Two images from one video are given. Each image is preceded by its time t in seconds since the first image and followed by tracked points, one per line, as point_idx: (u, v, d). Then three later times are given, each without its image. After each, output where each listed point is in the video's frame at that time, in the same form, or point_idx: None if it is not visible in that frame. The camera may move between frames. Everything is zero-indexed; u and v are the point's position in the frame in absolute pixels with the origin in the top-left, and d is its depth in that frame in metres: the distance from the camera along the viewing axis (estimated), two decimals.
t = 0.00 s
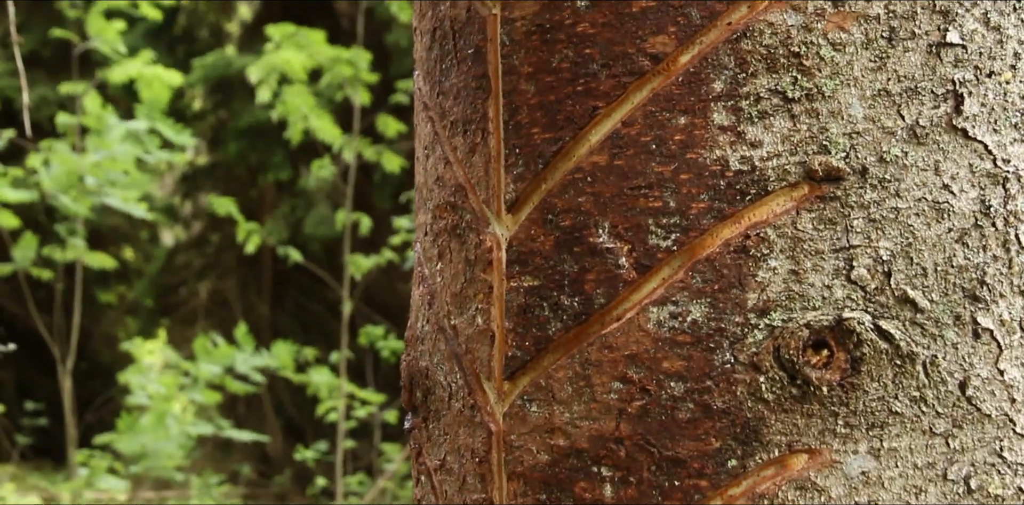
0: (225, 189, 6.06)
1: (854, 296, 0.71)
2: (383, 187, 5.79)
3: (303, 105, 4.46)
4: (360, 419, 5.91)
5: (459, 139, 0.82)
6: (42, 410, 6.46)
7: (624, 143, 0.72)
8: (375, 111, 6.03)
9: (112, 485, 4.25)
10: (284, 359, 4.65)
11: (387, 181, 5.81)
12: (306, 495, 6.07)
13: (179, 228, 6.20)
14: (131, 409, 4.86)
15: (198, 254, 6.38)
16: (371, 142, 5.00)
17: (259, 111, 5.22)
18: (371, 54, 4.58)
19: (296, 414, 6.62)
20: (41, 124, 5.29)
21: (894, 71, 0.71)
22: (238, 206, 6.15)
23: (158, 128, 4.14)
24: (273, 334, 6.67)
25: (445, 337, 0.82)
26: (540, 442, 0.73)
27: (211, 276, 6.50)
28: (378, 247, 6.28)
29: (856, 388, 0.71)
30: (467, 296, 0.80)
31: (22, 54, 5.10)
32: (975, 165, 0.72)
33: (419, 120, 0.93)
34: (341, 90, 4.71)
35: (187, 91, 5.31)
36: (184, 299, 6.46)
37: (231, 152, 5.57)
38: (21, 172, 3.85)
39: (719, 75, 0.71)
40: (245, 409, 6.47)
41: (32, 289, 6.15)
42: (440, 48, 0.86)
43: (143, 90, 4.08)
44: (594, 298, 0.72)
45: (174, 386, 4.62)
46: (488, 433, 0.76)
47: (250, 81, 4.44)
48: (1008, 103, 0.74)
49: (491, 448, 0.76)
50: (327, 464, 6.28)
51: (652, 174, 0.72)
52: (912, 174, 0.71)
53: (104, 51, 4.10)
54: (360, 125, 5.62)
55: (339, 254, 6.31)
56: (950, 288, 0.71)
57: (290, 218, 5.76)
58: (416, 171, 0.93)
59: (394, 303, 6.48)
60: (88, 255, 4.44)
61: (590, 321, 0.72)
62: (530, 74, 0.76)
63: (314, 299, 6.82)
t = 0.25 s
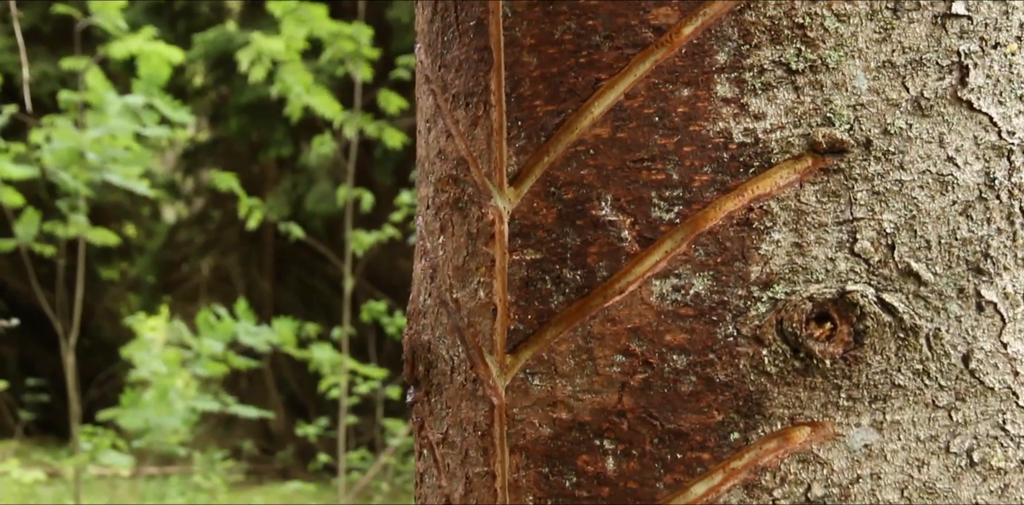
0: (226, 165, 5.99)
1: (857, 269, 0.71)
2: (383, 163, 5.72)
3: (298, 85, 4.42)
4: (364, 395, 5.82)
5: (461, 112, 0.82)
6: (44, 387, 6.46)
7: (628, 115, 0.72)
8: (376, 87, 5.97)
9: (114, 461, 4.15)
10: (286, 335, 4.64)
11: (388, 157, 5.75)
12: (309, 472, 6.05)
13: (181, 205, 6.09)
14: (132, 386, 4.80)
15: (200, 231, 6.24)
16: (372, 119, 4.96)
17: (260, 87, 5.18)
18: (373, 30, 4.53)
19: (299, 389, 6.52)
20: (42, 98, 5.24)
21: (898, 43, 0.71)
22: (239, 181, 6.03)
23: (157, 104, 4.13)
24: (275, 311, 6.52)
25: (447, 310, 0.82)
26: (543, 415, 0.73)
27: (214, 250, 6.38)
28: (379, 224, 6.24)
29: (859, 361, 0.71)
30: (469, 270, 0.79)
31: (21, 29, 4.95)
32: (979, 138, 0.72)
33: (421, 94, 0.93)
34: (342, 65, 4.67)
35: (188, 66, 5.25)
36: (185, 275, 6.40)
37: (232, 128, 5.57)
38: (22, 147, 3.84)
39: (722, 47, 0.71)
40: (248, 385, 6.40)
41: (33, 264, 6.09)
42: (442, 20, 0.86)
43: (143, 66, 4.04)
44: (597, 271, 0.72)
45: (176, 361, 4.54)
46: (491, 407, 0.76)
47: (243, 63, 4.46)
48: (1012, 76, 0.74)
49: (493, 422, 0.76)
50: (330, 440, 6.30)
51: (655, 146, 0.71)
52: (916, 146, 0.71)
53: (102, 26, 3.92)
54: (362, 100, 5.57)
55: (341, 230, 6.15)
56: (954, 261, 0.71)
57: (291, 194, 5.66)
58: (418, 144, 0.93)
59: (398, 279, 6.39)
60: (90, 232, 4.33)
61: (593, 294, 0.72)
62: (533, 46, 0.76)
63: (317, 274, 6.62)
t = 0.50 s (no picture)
0: (226, 140, 5.87)
1: (860, 241, 0.70)
2: (384, 138, 5.60)
3: (297, 60, 4.34)
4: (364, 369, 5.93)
5: (462, 84, 0.82)
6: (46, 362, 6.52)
7: (630, 87, 0.71)
8: (376, 62, 5.91)
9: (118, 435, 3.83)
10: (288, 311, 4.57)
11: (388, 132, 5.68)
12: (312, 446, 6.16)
13: (182, 181, 6.03)
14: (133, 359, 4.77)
15: (201, 207, 6.24)
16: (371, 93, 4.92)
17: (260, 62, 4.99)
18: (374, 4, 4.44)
19: (300, 364, 6.63)
20: (41, 74, 5.13)
21: (903, 14, 0.71)
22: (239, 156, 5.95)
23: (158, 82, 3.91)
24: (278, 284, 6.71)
25: (448, 283, 0.82)
26: (545, 387, 0.73)
27: (214, 226, 6.43)
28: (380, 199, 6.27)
29: (861, 333, 0.70)
30: (470, 243, 0.79)
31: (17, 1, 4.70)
32: (983, 109, 0.72)
33: (422, 66, 0.93)
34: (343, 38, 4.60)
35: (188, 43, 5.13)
36: (189, 251, 6.48)
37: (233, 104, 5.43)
38: (18, 123, 3.63)
39: (726, 18, 0.70)
40: (250, 361, 6.48)
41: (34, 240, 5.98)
42: None
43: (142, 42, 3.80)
44: (598, 243, 0.72)
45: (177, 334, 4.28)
46: (492, 379, 0.76)
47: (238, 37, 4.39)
48: (1017, 46, 0.73)
49: (494, 394, 0.76)
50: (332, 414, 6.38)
51: (657, 118, 0.71)
52: (920, 117, 0.71)
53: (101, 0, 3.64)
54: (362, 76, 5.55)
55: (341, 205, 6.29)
56: (957, 233, 0.71)
57: (292, 170, 5.67)
58: (420, 117, 0.93)
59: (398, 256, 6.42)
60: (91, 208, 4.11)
61: (595, 266, 0.72)
62: (534, 17, 0.75)
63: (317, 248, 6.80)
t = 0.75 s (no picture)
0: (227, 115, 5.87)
1: (863, 213, 0.70)
2: (385, 114, 5.57)
3: (299, 33, 4.16)
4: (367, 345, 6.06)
5: (464, 56, 0.82)
6: (50, 337, 6.59)
7: (633, 58, 0.71)
8: (377, 37, 5.92)
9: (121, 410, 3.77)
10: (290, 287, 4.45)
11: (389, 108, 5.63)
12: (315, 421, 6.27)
13: (183, 156, 6.16)
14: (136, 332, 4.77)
15: (202, 182, 6.34)
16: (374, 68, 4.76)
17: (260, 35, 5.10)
18: None
19: (302, 341, 6.65)
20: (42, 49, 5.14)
21: None
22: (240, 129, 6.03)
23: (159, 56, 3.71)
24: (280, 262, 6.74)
25: (450, 257, 0.82)
26: (547, 360, 0.73)
27: (216, 203, 6.53)
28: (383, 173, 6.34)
29: (865, 305, 0.70)
30: (472, 216, 0.79)
31: None
32: (988, 80, 0.72)
33: (423, 39, 0.93)
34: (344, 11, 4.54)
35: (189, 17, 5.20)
36: (190, 227, 6.53)
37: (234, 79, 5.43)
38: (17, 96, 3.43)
39: None
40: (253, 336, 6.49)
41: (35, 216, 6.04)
42: None
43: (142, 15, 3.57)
44: (601, 215, 0.72)
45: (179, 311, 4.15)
46: (494, 352, 0.76)
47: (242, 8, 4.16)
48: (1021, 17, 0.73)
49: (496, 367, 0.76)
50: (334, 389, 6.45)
51: (660, 89, 0.71)
52: (924, 89, 0.70)
53: None
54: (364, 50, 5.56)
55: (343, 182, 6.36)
56: (961, 205, 0.71)
57: (293, 146, 5.70)
58: (421, 89, 0.93)
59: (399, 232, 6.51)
60: (93, 184, 3.86)
61: (597, 239, 0.72)
62: None
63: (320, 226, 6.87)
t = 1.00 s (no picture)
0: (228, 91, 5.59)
1: (867, 187, 0.70)
2: (387, 91, 5.43)
3: (301, 9, 3.85)
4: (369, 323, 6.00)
5: (465, 30, 0.81)
6: (52, 312, 6.58)
7: (635, 31, 0.71)
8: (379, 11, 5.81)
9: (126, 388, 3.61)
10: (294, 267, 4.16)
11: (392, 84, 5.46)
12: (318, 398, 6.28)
13: (184, 133, 5.82)
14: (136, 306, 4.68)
15: (204, 159, 6.04)
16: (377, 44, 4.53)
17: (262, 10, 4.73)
18: None
19: (305, 317, 6.63)
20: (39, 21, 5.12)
21: None
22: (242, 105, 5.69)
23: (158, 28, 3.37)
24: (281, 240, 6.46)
25: (453, 231, 0.82)
26: (549, 334, 0.73)
27: (219, 179, 6.21)
28: (385, 150, 6.22)
29: (868, 279, 0.70)
30: (474, 190, 0.79)
31: None
32: (994, 52, 0.71)
33: (424, 12, 0.93)
34: None
35: None
36: (190, 205, 6.28)
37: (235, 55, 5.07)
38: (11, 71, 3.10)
39: None
40: (255, 314, 6.49)
41: (36, 194, 5.86)
42: None
43: None
44: (603, 189, 0.71)
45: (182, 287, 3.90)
46: (497, 326, 0.76)
47: None
48: None
49: (499, 341, 0.76)
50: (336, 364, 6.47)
51: (663, 62, 0.70)
52: (929, 61, 0.70)
53: None
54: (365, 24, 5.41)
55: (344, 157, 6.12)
56: (965, 178, 0.71)
57: (294, 123, 5.46)
58: (423, 63, 0.94)
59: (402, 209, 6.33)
60: (96, 160, 3.50)
61: (600, 213, 0.72)
62: None
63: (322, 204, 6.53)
